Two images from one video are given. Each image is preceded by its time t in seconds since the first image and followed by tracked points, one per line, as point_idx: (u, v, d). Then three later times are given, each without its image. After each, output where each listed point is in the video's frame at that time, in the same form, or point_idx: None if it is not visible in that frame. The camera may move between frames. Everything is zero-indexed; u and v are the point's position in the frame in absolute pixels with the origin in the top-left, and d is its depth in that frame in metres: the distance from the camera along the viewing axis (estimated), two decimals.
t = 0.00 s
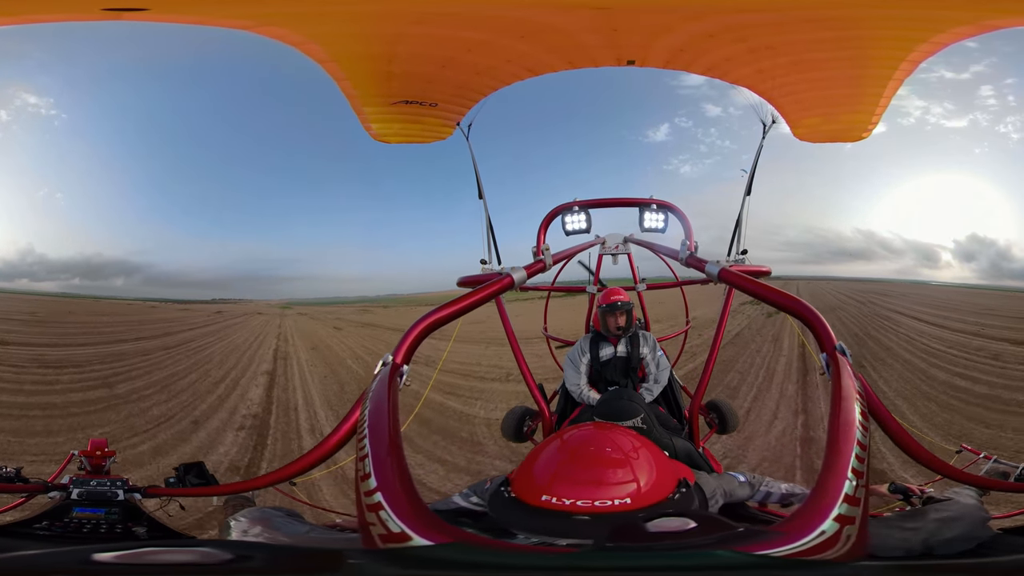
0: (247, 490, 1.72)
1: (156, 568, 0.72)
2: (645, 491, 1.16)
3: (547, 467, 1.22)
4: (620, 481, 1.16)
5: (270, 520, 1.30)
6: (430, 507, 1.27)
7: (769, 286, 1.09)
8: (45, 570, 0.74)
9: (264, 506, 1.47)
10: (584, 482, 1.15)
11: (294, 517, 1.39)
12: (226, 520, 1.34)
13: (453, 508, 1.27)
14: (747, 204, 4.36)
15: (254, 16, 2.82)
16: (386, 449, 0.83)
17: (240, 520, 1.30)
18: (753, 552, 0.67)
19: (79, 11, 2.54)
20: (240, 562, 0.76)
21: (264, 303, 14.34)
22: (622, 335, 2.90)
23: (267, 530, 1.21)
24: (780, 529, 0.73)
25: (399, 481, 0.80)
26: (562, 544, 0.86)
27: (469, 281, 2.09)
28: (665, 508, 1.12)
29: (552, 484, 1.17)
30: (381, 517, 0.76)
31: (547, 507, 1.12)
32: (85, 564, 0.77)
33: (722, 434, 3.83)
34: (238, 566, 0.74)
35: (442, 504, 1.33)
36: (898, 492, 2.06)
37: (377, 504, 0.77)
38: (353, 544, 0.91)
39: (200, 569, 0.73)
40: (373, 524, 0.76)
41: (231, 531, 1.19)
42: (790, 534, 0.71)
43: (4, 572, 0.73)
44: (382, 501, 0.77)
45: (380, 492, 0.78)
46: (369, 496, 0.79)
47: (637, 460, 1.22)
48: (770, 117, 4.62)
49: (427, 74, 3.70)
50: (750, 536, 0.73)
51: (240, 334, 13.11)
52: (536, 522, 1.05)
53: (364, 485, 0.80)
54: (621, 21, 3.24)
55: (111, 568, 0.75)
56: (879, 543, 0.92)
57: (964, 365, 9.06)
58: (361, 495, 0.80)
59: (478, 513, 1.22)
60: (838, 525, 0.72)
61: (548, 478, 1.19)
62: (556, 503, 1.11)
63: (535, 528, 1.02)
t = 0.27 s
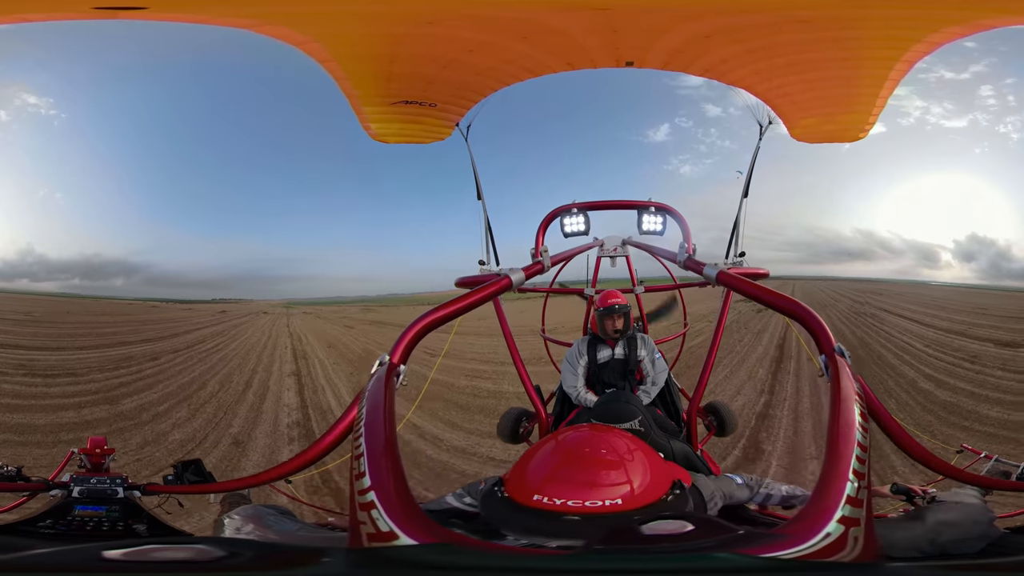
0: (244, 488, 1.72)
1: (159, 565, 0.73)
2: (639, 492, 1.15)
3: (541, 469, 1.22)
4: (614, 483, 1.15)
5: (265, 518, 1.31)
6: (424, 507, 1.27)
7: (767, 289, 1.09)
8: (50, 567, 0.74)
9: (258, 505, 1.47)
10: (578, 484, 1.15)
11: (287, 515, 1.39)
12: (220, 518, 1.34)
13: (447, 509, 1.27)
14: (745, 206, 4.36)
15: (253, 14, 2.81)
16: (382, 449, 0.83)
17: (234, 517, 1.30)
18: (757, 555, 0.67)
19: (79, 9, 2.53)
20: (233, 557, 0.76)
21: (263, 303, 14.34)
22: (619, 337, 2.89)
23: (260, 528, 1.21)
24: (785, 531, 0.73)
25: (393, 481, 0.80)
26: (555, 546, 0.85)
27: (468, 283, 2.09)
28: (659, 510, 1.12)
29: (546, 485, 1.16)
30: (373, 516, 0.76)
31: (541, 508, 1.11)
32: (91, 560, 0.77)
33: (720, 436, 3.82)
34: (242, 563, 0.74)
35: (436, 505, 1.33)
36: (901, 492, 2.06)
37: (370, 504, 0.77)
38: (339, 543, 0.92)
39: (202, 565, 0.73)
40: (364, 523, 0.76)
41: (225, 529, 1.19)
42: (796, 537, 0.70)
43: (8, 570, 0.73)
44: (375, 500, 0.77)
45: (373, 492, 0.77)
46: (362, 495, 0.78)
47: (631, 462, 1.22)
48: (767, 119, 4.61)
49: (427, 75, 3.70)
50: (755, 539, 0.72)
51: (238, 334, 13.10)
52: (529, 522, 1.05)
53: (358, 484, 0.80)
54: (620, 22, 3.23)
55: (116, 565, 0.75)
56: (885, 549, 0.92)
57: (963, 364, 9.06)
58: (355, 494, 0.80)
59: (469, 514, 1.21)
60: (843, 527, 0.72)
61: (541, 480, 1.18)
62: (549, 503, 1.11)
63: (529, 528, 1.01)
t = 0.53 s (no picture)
0: (241, 487, 1.72)
1: (158, 564, 0.72)
2: (638, 491, 1.15)
3: (543, 468, 1.22)
4: (616, 482, 1.15)
5: (263, 518, 1.31)
6: (422, 508, 1.27)
7: (764, 289, 1.09)
8: (48, 566, 0.74)
9: (256, 505, 1.47)
10: (579, 483, 1.15)
11: (285, 515, 1.39)
12: (217, 518, 1.34)
13: (446, 509, 1.27)
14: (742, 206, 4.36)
15: (252, 13, 2.80)
16: (379, 448, 0.83)
17: (233, 517, 1.30)
18: (755, 555, 0.67)
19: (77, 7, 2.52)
20: (231, 557, 0.76)
21: (261, 302, 14.32)
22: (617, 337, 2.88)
23: (259, 528, 1.21)
24: (782, 530, 0.73)
25: (391, 480, 0.80)
26: (552, 545, 0.85)
27: (466, 282, 2.09)
28: (661, 508, 1.12)
29: (549, 484, 1.17)
30: (370, 516, 0.76)
31: (541, 507, 1.11)
32: (90, 560, 0.77)
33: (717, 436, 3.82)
34: (241, 562, 0.74)
35: (434, 505, 1.33)
36: (898, 492, 2.05)
37: (368, 504, 0.77)
38: (335, 543, 0.92)
39: (201, 564, 0.73)
40: (361, 523, 0.76)
41: (224, 529, 1.19)
42: (793, 536, 0.70)
43: (7, 569, 0.73)
44: (373, 500, 0.77)
45: (371, 492, 0.78)
46: (360, 495, 0.79)
47: (633, 460, 1.22)
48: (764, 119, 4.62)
49: (426, 75, 3.70)
50: (752, 539, 0.72)
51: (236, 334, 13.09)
52: (531, 521, 1.05)
53: (356, 484, 0.80)
54: (620, 23, 3.24)
55: (116, 565, 0.75)
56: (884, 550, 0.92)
57: (961, 363, 9.05)
58: (353, 494, 0.80)
59: (468, 515, 1.21)
60: (841, 527, 0.72)
61: (543, 479, 1.18)
62: (549, 503, 1.11)
63: (530, 527, 1.02)
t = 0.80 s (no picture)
0: (240, 487, 1.72)
1: (161, 565, 0.72)
2: (635, 490, 1.16)
3: (540, 466, 1.22)
4: (613, 481, 1.15)
5: (263, 518, 1.31)
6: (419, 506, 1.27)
7: (762, 289, 1.09)
8: (47, 566, 0.74)
9: (254, 505, 1.47)
10: (576, 482, 1.15)
11: (285, 514, 1.39)
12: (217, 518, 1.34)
13: (442, 508, 1.27)
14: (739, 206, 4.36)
15: (251, 12, 2.79)
16: (377, 448, 0.83)
17: (234, 517, 1.30)
18: (750, 555, 0.67)
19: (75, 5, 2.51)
20: (233, 558, 0.76)
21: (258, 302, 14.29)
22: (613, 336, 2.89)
23: (259, 527, 1.21)
24: (777, 530, 0.73)
25: (388, 480, 0.80)
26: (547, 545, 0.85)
27: (463, 281, 2.09)
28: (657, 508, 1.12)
29: (545, 483, 1.17)
30: (367, 516, 0.76)
31: (537, 504, 1.11)
32: (90, 560, 0.77)
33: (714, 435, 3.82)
34: (247, 563, 0.74)
35: (431, 504, 1.33)
36: (895, 492, 2.05)
37: (365, 503, 0.77)
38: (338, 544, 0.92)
39: (203, 566, 0.73)
40: (359, 523, 0.77)
41: (224, 530, 1.19)
42: (790, 536, 0.71)
43: (7, 569, 0.73)
44: (371, 500, 0.77)
45: (369, 491, 0.78)
46: (358, 495, 0.79)
47: (629, 459, 1.22)
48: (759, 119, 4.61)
49: (425, 75, 3.70)
50: (748, 538, 0.72)
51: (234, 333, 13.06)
52: (527, 520, 1.05)
53: (354, 483, 0.80)
54: (619, 25, 3.24)
55: (115, 565, 0.75)
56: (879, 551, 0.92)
57: (960, 363, 9.03)
58: (350, 494, 0.80)
59: (464, 515, 1.21)
60: (836, 527, 0.72)
61: (539, 477, 1.18)
62: (546, 500, 1.11)
63: (527, 526, 1.02)
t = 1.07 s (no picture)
0: (234, 487, 1.72)
1: (153, 563, 0.72)
2: (632, 493, 1.15)
3: (536, 469, 1.22)
4: (608, 484, 1.15)
5: (255, 518, 1.30)
6: (413, 508, 1.27)
7: (759, 289, 1.09)
8: (45, 565, 0.74)
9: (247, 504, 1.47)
10: (573, 485, 1.15)
11: (277, 514, 1.39)
12: (210, 517, 1.34)
13: (437, 509, 1.27)
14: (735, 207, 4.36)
15: (251, 10, 2.79)
16: (372, 448, 0.82)
17: (226, 517, 1.30)
18: (755, 557, 0.67)
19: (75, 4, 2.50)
20: (223, 557, 0.76)
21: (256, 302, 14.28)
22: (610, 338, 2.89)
23: (251, 527, 1.21)
24: (780, 530, 0.73)
25: (382, 481, 0.79)
26: (543, 547, 0.85)
27: (460, 282, 2.09)
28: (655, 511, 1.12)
29: (540, 486, 1.16)
30: (359, 516, 0.76)
31: (534, 508, 1.11)
32: (84, 559, 0.77)
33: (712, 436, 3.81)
34: (236, 563, 0.74)
35: (425, 505, 1.32)
36: (894, 492, 2.05)
37: (358, 504, 0.77)
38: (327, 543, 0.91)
39: (190, 565, 0.73)
40: (351, 523, 0.76)
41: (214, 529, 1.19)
42: (792, 537, 0.71)
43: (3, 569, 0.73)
44: (364, 500, 0.76)
45: (362, 492, 0.77)
46: (351, 495, 0.78)
47: (626, 462, 1.22)
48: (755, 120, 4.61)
49: (425, 76, 3.70)
50: (749, 540, 0.72)
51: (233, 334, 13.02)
52: (524, 522, 1.05)
53: (347, 483, 0.79)
54: (618, 26, 3.24)
55: (109, 564, 0.75)
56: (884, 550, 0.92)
57: (959, 361, 9.01)
58: (344, 494, 0.79)
59: (457, 515, 1.21)
60: (839, 527, 0.72)
61: (535, 480, 1.18)
62: (542, 504, 1.11)
63: (525, 529, 1.01)
